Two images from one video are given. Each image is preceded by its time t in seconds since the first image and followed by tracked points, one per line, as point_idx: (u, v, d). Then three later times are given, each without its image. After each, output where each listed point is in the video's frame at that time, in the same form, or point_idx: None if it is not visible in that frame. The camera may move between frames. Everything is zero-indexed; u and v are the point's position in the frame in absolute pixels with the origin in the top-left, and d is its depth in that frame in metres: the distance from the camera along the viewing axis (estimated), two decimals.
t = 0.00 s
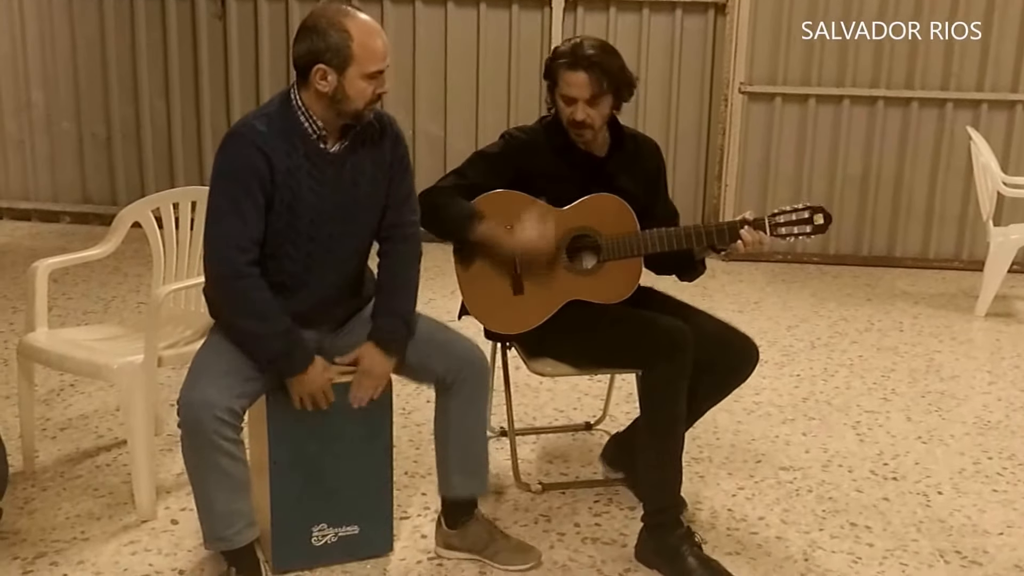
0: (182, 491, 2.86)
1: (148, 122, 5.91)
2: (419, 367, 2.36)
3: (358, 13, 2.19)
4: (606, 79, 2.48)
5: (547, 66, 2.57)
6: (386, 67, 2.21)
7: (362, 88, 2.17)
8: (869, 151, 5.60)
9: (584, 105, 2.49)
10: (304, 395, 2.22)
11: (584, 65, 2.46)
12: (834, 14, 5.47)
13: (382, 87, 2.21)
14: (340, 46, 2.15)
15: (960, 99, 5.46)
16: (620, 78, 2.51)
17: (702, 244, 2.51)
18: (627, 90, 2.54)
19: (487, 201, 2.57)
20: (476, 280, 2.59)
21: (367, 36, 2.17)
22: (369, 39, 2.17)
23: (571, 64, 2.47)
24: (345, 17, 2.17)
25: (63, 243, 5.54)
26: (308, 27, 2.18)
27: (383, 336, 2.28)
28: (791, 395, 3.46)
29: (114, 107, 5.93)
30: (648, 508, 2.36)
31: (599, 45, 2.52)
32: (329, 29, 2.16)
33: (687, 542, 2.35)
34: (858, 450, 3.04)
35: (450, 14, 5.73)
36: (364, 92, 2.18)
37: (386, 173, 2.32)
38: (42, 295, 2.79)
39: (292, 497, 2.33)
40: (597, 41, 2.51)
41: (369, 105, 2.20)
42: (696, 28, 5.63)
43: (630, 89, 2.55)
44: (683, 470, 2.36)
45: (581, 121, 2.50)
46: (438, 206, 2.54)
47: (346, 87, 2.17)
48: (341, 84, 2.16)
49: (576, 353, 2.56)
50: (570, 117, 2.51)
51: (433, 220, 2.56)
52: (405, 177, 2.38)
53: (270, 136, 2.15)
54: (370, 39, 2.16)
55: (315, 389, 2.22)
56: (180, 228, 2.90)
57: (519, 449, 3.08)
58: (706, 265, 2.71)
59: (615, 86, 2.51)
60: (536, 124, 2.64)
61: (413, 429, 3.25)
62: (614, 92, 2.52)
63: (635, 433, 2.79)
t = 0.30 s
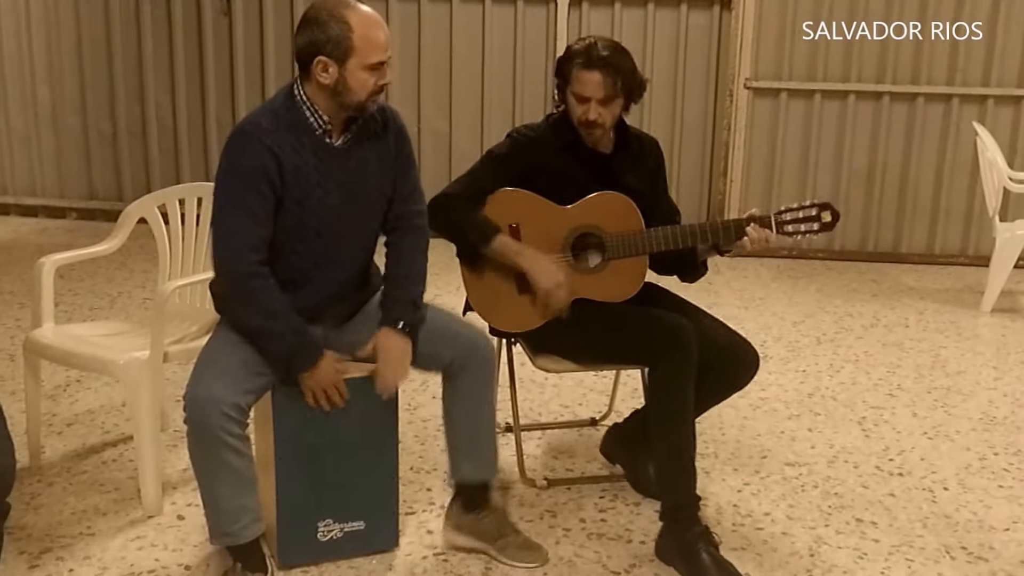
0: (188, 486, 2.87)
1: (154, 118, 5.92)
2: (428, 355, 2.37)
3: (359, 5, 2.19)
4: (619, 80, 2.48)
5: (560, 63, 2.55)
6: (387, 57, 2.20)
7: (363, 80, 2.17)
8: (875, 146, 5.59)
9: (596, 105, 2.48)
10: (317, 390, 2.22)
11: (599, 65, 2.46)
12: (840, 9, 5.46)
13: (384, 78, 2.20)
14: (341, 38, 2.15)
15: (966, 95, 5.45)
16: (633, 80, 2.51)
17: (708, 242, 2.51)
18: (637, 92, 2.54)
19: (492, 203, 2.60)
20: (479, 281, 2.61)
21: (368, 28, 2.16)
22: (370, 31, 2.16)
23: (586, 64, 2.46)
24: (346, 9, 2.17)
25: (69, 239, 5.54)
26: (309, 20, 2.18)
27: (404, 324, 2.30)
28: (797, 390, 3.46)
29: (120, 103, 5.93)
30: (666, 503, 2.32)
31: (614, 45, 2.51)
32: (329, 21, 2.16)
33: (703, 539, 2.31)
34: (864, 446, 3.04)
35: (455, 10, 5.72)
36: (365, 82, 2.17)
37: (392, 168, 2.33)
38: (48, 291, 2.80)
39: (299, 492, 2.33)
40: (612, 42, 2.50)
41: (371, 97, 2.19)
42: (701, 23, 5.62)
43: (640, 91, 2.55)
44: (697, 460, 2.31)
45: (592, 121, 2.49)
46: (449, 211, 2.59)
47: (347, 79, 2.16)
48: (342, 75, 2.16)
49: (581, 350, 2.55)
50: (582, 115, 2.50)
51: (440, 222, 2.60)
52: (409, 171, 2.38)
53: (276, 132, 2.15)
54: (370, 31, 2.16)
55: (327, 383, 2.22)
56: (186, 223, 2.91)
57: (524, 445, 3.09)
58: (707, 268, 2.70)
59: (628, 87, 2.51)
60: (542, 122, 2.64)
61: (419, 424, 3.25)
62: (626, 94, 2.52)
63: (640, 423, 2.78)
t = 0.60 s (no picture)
0: (192, 482, 2.87)
1: (158, 115, 5.93)
2: (432, 360, 2.37)
3: (364, 5, 2.19)
4: (611, 59, 2.48)
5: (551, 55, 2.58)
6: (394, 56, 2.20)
7: (371, 80, 2.17)
8: (878, 142, 5.59)
9: (591, 85, 2.48)
10: (331, 406, 2.25)
11: (588, 46, 2.47)
12: (843, 5, 5.46)
13: (392, 77, 2.20)
14: (348, 39, 2.15)
15: (970, 91, 5.44)
16: (624, 58, 2.52)
17: (704, 234, 2.46)
18: (631, 71, 2.55)
19: (492, 203, 2.65)
20: (478, 281, 2.67)
21: (375, 27, 2.16)
22: (377, 31, 2.16)
23: (574, 47, 2.48)
24: (351, 9, 2.17)
25: (73, 236, 5.55)
26: (315, 21, 2.18)
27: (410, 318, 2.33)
28: (800, 387, 3.46)
29: (124, 100, 5.94)
30: (668, 499, 2.32)
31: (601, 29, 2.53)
32: (336, 21, 2.16)
33: (705, 535, 2.31)
34: (868, 442, 3.04)
35: (459, 8, 5.72)
36: (373, 82, 2.17)
37: (398, 164, 2.34)
38: (52, 287, 2.80)
39: (303, 488, 2.34)
40: (598, 25, 2.52)
41: (378, 96, 2.19)
42: (705, 19, 5.62)
43: (633, 71, 2.56)
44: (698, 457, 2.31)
45: (590, 102, 2.48)
46: (449, 210, 2.62)
47: (355, 79, 2.16)
48: (350, 75, 2.16)
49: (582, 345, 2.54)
50: (579, 98, 2.50)
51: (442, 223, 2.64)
52: (412, 168, 2.39)
53: (284, 136, 2.15)
54: (377, 30, 2.16)
55: (340, 399, 2.25)
56: (190, 220, 2.91)
57: (528, 441, 3.09)
58: (716, 271, 2.66)
59: (620, 65, 2.51)
60: (541, 118, 2.63)
61: (422, 421, 3.25)
62: (618, 73, 2.52)
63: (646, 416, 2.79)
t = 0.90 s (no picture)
0: (194, 480, 2.88)
1: (160, 112, 5.94)
2: (431, 346, 2.38)
3: (368, 4, 2.19)
4: (615, 64, 2.48)
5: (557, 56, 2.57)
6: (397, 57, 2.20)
7: (372, 79, 2.17)
8: (879, 140, 5.58)
9: (594, 89, 2.48)
10: (321, 390, 2.18)
11: (592, 49, 2.47)
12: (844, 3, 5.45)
13: (393, 77, 2.20)
14: (350, 36, 2.15)
15: (972, 88, 5.43)
16: (629, 62, 2.51)
17: (704, 238, 2.45)
18: (635, 76, 2.54)
19: (494, 199, 2.64)
20: (479, 276, 2.67)
21: (378, 27, 2.17)
22: (379, 29, 2.16)
23: (579, 49, 2.48)
24: (354, 8, 2.17)
25: (76, 234, 5.57)
26: (318, 19, 2.18)
27: (403, 319, 2.30)
28: (802, 384, 3.46)
29: (127, 98, 5.95)
30: (667, 497, 2.31)
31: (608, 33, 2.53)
32: (339, 19, 2.16)
33: (703, 530, 2.31)
34: (870, 440, 3.04)
35: (460, 6, 5.73)
36: (374, 81, 2.17)
37: (396, 162, 2.33)
38: (54, 284, 2.80)
39: (304, 486, 2.34)
40: (605, 29, 2.52)
41: (380, 96, 2.20)
42: (706, 16, 5.61)
43: (638, 75, 2.55)
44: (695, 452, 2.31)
45: (592, 106, 2.48)
46: (449, 205, 2.61)
47: (356, 77, 2.16)
48: (351, 73, 2.16)
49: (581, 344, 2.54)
50: (581, 101, 2.49)
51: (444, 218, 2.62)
52: (411, 168, 2.38)
53: (281, 129, 2.16)
54: (381, 30, 2.17)
55: (328, 380, 2.18)
56: (192, 218, 2.92)
57: (529, 439, 3.09)
58: (709, 278, 2.66)
59: (623, 70, 2.51)
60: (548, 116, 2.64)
61: (423, 419, 3.26)
62: (622, 76, 2.52)
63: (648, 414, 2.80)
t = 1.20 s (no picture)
0: (194, 479, 2.87)
1: (160, 111, 5.93)
2: (430, 359, 2.38)
3: (367, 3, 2.19)
4: (610, 51, 2.50)
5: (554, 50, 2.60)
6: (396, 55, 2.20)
7: (372, 77, 2.17)
8: (879, 139, 5.59)
9: (592, 76, 2.49)
10: (323, 393, 2.21)
11: (587, 37, 2.50)
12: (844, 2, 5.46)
13: (393, 76, 2.20)
14: (349, 36, 2.15)
15: (971, 87, 5.44)
16: (625, 50, 2.53)
17: (699, 236, 2.44)
18: (633, 63, 2.56)
19: (488, 198, 2.66)
20: (476, 275, 2.68)
21: (377, 27, 2.16)
22: (378, 28, 2.17)
23: (575, 38, 2.50)
24: (353, 7, 2.18)
25: (76, 232, 5.56)
26: (318, 19, 2.18)
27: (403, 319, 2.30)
28: (802, 383, 3.46)
29: (127, 96, 5.95)
30: (665, 492, 2.31)
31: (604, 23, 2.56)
32: (340, 18, 2.16)
33: (702, 524, 2.32)
34: (870, 439, 3.04)
35: (461, 5, 5.73)
36: (375, 80, 2.17)
37: (398, 161, 2.33)
38: (55, 283, 2.80)
39: (303, 486, 2.34)
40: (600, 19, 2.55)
41: (381, 95, 2.20)
42: (706, 16, 5.62)
43: (635, 63, 2.57)
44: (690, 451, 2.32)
45: (591, 93, 2.49)
46: (448, 203, 2.62)
47: (357, 76, 2.16)
48: (351, 72, 2.16)
49: (578, 342, 2.54)
50: (580, 90, 2.51)
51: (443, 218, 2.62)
52: (413, 168, 2.38)
53: (283, 129, 2.16)
54: (379, 29, 2.16)
55: (332, 385, 2.21)
56: (191, 216, 2.91)
57: (529, 437, 3.09)
58: (709, 275, 2.66)
59: (620, 57, 2.52)
60: (547, 113, 2.64)
61: (423, 417, 3.26)
62: (619, 64, 2.53)
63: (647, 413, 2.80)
